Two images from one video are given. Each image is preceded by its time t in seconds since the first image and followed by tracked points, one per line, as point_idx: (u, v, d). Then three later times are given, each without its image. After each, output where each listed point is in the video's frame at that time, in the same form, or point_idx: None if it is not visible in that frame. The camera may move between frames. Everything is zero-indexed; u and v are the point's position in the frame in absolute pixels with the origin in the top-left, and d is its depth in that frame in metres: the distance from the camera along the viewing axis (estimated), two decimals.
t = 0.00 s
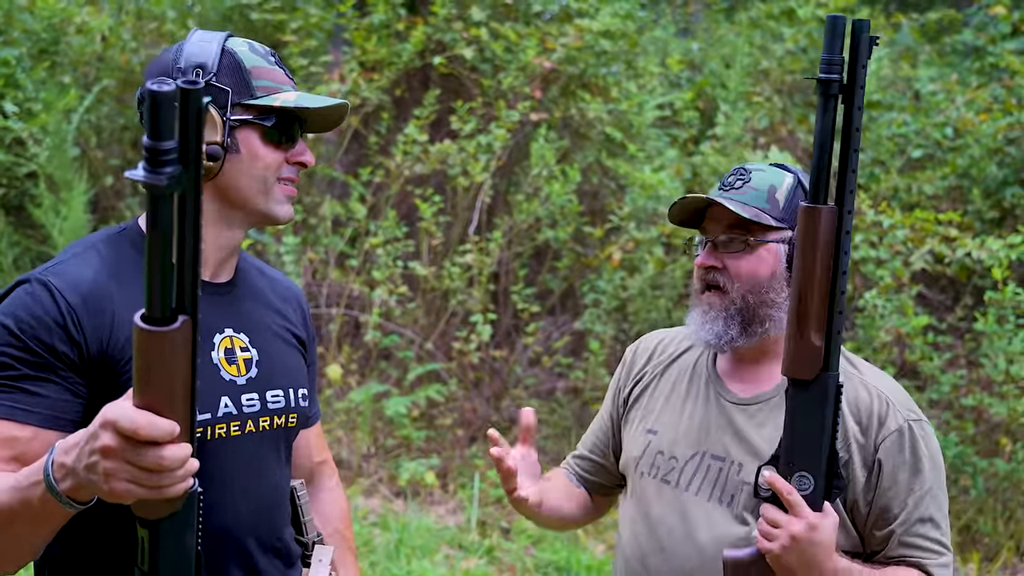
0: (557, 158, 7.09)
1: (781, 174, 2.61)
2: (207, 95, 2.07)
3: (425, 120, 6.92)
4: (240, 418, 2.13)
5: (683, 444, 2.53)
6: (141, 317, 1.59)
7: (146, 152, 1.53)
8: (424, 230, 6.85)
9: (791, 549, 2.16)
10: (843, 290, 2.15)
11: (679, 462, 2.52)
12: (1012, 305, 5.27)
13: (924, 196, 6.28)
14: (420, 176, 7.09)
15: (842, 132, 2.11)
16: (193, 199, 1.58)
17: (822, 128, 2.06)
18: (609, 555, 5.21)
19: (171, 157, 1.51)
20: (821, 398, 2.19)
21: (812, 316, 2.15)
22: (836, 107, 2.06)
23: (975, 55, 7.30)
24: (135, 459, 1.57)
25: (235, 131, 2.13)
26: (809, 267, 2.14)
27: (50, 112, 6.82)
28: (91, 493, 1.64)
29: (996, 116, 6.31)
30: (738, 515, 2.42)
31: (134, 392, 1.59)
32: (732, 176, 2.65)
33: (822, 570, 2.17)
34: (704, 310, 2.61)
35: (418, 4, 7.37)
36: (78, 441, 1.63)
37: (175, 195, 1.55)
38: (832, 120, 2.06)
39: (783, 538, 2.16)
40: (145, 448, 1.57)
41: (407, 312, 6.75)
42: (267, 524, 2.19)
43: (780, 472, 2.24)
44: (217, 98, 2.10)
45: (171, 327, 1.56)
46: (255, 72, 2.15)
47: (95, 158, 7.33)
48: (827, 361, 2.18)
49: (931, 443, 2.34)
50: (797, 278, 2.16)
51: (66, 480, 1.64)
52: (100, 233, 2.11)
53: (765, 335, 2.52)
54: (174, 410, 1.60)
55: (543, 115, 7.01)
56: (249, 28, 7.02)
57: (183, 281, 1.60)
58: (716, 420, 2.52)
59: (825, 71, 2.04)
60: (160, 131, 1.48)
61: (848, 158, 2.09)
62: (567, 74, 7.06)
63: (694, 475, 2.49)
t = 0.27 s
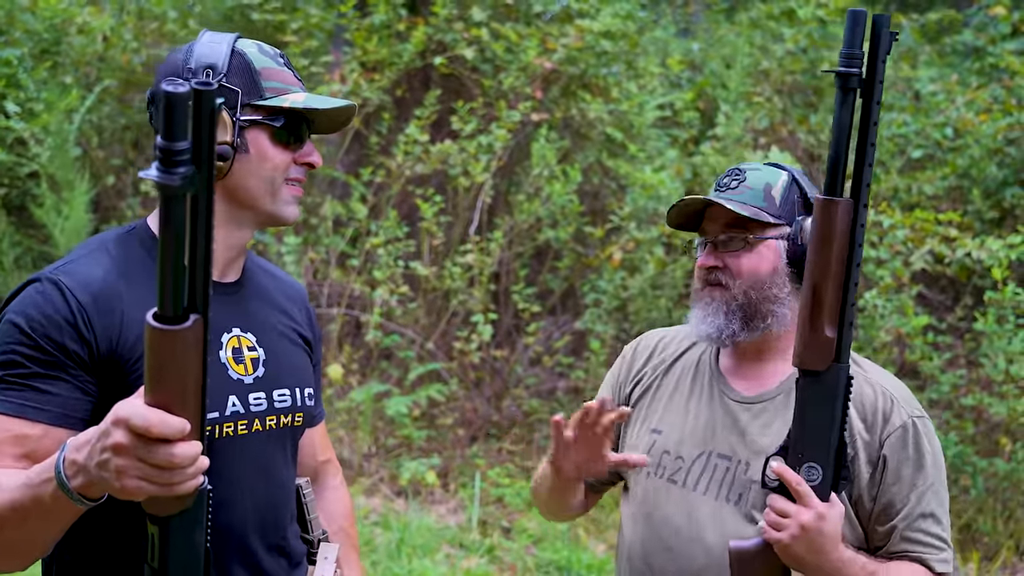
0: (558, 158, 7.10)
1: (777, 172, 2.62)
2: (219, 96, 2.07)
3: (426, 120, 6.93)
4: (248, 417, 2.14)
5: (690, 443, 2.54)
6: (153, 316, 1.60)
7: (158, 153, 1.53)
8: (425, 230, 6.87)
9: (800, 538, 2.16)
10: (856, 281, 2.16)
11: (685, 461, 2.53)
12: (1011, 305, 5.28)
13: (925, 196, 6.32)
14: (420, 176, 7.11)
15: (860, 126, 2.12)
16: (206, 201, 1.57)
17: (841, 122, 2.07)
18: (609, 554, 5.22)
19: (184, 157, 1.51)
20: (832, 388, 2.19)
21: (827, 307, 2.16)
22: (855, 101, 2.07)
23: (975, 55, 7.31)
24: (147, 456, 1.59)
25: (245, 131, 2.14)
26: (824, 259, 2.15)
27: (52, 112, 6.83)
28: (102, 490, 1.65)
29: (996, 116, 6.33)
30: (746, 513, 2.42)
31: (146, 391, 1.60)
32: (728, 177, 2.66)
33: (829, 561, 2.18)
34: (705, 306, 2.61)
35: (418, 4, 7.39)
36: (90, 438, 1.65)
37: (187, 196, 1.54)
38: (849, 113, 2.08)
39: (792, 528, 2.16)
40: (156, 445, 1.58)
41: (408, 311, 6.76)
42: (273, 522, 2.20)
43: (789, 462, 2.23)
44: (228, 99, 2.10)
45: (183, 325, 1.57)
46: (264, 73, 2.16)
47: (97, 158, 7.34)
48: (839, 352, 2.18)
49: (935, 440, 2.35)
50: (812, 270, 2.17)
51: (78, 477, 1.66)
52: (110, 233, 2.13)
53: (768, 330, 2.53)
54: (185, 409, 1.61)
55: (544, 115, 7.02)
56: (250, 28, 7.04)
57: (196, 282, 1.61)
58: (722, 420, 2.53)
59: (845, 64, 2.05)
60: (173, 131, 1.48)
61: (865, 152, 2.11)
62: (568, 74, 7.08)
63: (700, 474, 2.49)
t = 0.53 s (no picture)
0: (559, 158, 7.12)
1: (773, 171, 2.63)
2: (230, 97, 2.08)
3: (427, 120, 6.95)
4: (255, 416, 2.16)
5: (695, 435, 2.56)
6: (165, 314, 1.62)
7: (172, 153, 1.55)
8: (426, 229, 6.89)
9: (823, 536, 2.17)
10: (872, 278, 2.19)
11: (690, 454, 2.55)
12: (1011, 304, 5.30)
13: (924, 196, 6.36)
14: (421, 176, 7.13)
15: (875, 124, 2.15)
16: (218, 198, 1.59)
17: (857, 119, 2.09)
18: (610, 552, 5.24)
19: (197, 157, 1.53)
20: (849, 384, 2.23)
21: (845, 303, 2.18)
22: (870, 99, 2.10)
23: (975, 55, 7.32)
24: (159, 453, 1.60)
25: (254, 132, 2.16)
26: (840, 256, 2.17)
27: (53, 112, 6.84)
28: (114, 486, 1.67)
29: (996, 116, 6.34)
30: (749, 506, 2.45)
31: (157, 388, 1.62)
32: (725, 179, 2.69)
33: (847, 559, 2.19)
34: (703, 310, 2.64)
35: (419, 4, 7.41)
36: (102, 435, 1.66)
37: (200, 195, 1.56)
38: (866, 111, 2.09)
39: (815, 526, 2.17)
40: (168, 442, 1.60)
41: (409, 311, 6.78)
42: (279, 520, 2.22)
43: (806, 460, 2.26)
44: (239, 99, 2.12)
45: (195, 324, 1.59)
46: (274, 73, 2.18)
47: (98, 158, 7.35)
48: (856, 347, 2.21)
49: (938, 437, 2.37)
50: (828, 266, 2.19)
51: (90, 474, 1.67)
52: (120, 232, 2.14)
53: (764, 331, 2.55)
54: (197, 406, 1.63)
55: (545, 115, 7.04)
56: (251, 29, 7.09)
57: (209, 277, 1.63)
58: (727, 413, 2.55)
59: (860, 63, 2.08)
60: (186, 131, 1.50)
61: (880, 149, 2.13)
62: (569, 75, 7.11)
63: (705, 466, 2.52)
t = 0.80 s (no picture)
0: (559, 157, 7.14)
1: (784, 170, 2.64)
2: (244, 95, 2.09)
3: (428, 119, 6.98)
4: (263, 412, 2.18)
5: (691, 434, 2.58)
6: (178, 309, 1.64)
7: (187, 150, 1.56)
8: (427, 229, 6.91)
9: (800, 527, 2.16)
10: (861, 275, 2.21)
11: (686, 452, 2.57)
12: (1010, 303, 5.32)
13: (924, 195, 6.37)
14: (421, 175, 7.15)
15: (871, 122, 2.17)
16: (232, 196, 1.61)
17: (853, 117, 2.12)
18: (611, 550, 5.26)
19: (211, 156, 1.54)
20: (835, 378, 2.25)
21: (832, 299, 2.21)
22: (867, 98, 2.12)
23: (975, 55, 7.34)
24: (172, 447, 1.62)
25: (265, 129, 2.18)
26: (830, 252, 2.20)
27: (54, 111, 6.85)
28: (127, 480, 1.69)
29: (995, 116, 6.37)
30: (741, 505, 2.46)
31: (170, 382, 1.63)
32: (736, 174, 2.69)
33: (824, 552, 2.19)
34: (709, 305, 2.65)
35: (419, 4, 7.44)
36: (114, 429, 1.67)
37: (215, 194, 1.58)
38: (862, 109, 2.12)
39: (792, 517, 2.16)
40: (181, 436, 1.62)
41: (410, 310, 6.81)
42: (285, 515, 2.24)
43: (790, 452, 2.29)
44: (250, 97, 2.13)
45: (208, 320, 1.61)
46: (284, 71, 2.20)
47: (99, 157, 7.36)
48: (843, 342, 2.23)
49: (932, 440, 2.38)
50: (819, 262, 2.22)
51: (103, 468, 1.69)
52: (130, 228, 2.16)
53: (767, 329, 2.56)
54: (210, 400, 1.65)
55: (545, 115, 7.06)
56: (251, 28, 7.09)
57: (222, 275, 1.64)
58: (723, 412, 2.56)
59: (858, 61, 2.09)
60: (202, 130, 1.52)
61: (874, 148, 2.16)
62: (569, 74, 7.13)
63: (700, 464, 2.53)
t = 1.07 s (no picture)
0: (558, 158, 7.18)
1: (779, 172, 2.71)
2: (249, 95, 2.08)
3: (427, 120, 7.01)
4: (265, 409, 2.20)
5: (689, 431, 2.60)
6: (185, 306, 1.66)
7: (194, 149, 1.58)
8: (426, 229, 6.94)
9: (819, 515, 2.19)
10: (860, 263, 2.25)
11: (685, 449, 2.58)
12: (1007, 302, 5.34)
13: (922, 195, 6.33)
14: (421, 175, 7.17)
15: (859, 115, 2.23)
16: (240, 193, 1.64)
17: (842, 109, 2.17)
18: (610, 549, 5.28)
19: (220, 155, 1.56)
20: (841, 367, 2.28)
21: (835, 288, 2.24)
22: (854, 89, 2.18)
23: (973, 55, 7.35)
24: (178, 441, 1.64)
25: (270, 130, 2.20)
26: (830, 241, 2.24)
27: (55, 112, 6.85)
28: (134, 474, 1.71)
29: (993, 116, 6.41)
30: (743, 497, 2.47)
31: (177, 379, 1.66)
32: (732, 174, 2.71)
33: (844, 538, 2.21)
34: (712, 304, 2.66)
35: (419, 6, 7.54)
36: (122, 424, 1.70)
37: (222, 192, 1.61)
38: (850, 100, 2.17)
39: (811, 505, 2.19)
40: (187, 430, 1.64)
41: (409, 309, 6.83)
42: (287, 511, 2.27)
43: (802, 441, 2.31)
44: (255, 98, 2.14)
45: (216, 316, 1.64)
46: (288, 73, 2.22)
47: (99, 157, 7.34)
48: (847, 332, 2.27)
49: (927, 425, 2.42)
50: (818, 254, 2.25)
51: (110, 461, 1.72)
52: (135, 226, 2.18)
53: (772, 327, 2.60)
54: (215, 397, 1.67)
55: (544, 115, 7.08)
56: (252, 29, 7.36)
57: (229, 272, 1.67)
58: (719, 409, 2.59)
59: (843, 55, 2.15)
60: (210, 129, 1.53)
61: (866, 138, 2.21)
62: (568, 74, 7.15)
63: (699, 461, 2.55)
